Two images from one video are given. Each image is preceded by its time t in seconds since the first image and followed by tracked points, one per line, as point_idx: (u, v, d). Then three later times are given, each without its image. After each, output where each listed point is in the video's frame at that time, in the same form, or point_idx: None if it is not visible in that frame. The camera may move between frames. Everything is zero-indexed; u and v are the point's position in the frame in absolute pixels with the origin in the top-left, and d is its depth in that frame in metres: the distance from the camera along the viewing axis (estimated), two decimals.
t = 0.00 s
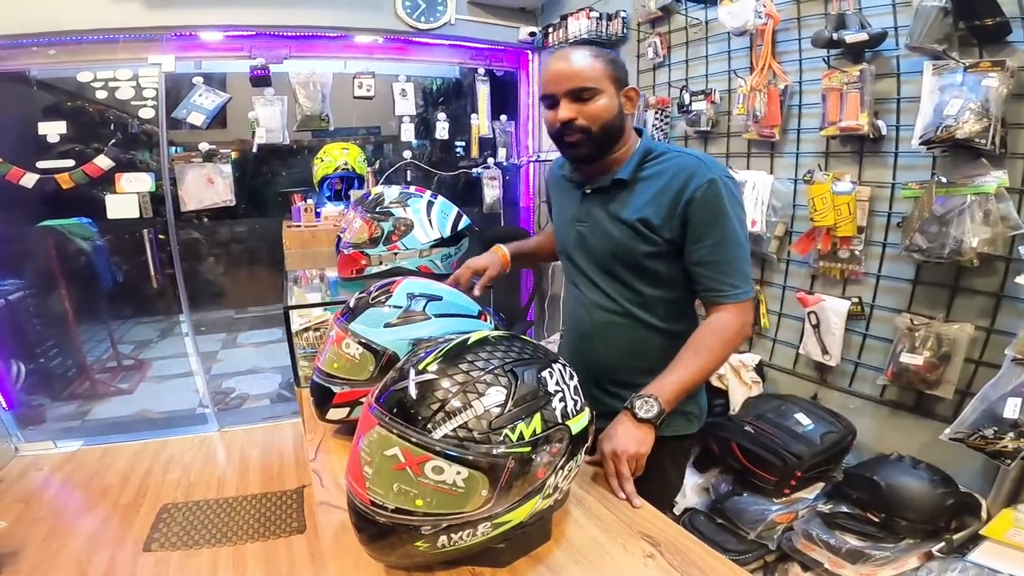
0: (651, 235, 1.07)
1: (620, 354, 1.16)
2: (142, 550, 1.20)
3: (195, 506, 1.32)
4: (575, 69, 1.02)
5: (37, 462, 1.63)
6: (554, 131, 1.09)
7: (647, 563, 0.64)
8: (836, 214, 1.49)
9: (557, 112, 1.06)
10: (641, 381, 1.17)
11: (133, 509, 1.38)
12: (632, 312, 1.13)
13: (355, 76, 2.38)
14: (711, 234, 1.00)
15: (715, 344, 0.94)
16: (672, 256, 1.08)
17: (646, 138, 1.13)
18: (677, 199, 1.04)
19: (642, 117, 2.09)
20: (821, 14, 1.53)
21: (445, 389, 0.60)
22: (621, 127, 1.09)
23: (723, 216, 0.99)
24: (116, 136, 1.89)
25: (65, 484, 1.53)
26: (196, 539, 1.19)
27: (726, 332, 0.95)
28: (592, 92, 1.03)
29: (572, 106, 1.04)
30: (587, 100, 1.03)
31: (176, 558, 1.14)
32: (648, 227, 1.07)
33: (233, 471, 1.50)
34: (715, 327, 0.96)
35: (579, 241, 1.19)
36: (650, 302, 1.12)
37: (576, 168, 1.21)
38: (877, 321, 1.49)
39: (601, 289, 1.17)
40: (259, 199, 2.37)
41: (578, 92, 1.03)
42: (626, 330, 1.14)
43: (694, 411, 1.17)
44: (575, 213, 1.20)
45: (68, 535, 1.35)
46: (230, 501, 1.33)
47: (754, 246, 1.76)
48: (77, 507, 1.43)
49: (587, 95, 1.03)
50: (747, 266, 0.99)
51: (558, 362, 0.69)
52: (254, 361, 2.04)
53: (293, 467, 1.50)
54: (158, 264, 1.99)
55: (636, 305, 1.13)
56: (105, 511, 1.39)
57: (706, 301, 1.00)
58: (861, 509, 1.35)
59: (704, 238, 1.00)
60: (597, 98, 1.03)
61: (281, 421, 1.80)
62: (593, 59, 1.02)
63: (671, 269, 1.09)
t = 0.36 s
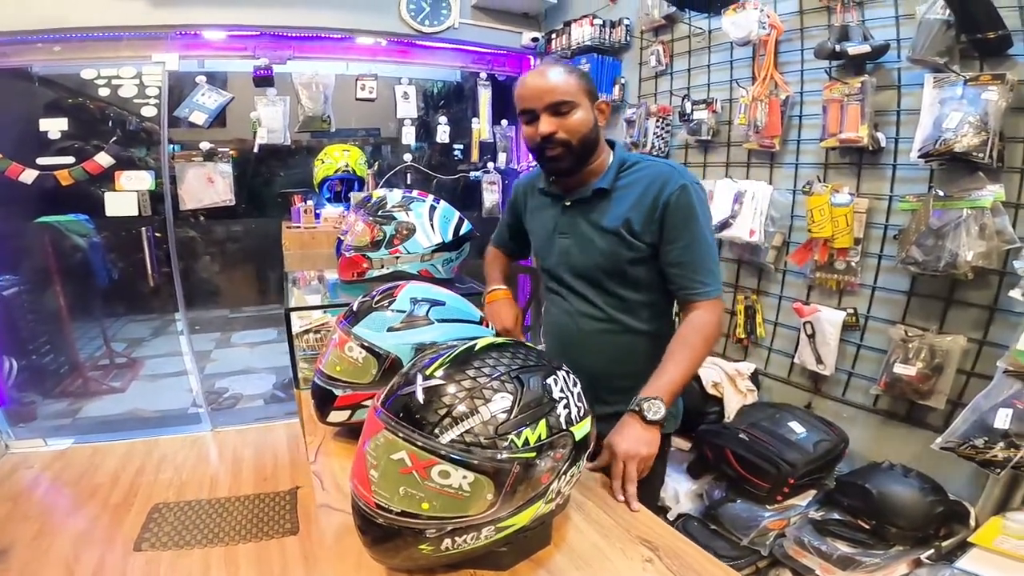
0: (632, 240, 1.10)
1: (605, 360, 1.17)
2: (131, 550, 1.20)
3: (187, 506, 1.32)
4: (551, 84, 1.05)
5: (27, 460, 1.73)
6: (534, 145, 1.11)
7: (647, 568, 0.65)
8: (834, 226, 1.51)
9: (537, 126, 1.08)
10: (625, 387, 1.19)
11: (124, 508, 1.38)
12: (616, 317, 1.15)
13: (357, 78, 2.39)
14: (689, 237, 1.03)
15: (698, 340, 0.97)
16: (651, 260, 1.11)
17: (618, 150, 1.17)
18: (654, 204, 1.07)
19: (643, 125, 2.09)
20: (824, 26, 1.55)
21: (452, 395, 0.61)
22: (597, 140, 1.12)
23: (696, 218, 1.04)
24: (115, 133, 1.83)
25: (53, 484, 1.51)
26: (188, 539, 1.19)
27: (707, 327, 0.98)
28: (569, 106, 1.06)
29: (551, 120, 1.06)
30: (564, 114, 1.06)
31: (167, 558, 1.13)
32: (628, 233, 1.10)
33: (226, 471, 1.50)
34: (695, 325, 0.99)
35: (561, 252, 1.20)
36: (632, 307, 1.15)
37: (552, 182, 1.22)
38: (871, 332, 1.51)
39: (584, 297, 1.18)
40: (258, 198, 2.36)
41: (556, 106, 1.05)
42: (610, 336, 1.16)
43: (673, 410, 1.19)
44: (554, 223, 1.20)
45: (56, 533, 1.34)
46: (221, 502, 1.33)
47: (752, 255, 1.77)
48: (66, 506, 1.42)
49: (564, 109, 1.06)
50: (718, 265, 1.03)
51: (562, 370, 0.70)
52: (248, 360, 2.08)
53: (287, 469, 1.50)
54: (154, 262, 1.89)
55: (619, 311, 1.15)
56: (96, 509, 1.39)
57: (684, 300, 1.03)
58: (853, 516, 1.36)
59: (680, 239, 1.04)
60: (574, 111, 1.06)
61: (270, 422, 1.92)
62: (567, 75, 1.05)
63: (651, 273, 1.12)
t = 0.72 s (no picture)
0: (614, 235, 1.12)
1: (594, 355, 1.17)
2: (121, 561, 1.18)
3: (175, 517, 1.29)
4: (522, 91, 1.08)
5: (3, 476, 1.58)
6: (510, 152, 1.14)
7: (657, 558, 0.67)
8: (810, 221, 1.55)
9: (513, 133, 1.11)
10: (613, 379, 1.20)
11: (110, 520, 1.31)
12: (603, 311, 1.17)
13: (334, 81, 2.36)
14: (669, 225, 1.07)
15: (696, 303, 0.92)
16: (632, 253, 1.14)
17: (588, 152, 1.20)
18: (632, 197, 1.10)
19: (623, 125, 2.11)
20: (796, 26, 1.60)
21: (466, 397, 0.61)
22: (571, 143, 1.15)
23: (671, 206, 1.08)
24: (81, 140, 1.76)
25: (33, 496, 1.44)
26: (180, 550, 1.18)
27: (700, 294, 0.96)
28: (542, 111, 1.10)
29: (528, 125, 1.09)
30: (539, 118, 1.09)
31: (159, 569, 1.13)
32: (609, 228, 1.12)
33: (213, 482, 1.44)
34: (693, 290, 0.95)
35: (543, 254, 1.20)
36: (617, 300, 1.17)
37: (526, 186, 1.22)
38: (848, 323, 1.56)
39: (570, 295, 1.19)
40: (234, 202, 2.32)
41: (529, 112, 1.09)
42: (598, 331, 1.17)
43: (656, 400, 1.21)
44: (534, 226, 1.21)
45: (42, 545, 1.29)
46: (212, 512, 1.30)
47: (732, 251, 1.81)
48: (48, 520, 1.35)
49: (537, 114, 1.09)
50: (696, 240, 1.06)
51: (569, 368, 0.71)
52: (225, 370, 1.97)
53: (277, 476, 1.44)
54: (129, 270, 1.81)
55: (606, 305, 1.17)
56: (82, 522, 1.32)
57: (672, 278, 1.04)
58: (842, 503, 1.40)
59: (659, 224, 1.07)
60: (547, 115, 1.10)
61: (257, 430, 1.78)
62: (537, 81, 1.09)
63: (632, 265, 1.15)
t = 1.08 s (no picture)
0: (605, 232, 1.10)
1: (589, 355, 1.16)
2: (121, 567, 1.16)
3: (175, 523, 1.27)
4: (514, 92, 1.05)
5: None
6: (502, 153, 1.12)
7: (666, 552, 0.67)
8: (799, 217, 1.58)
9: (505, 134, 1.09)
10: (607, 379, 1.18)
11: (107, 530, 1.27)
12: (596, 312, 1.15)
13: (321, 82, 2.35)
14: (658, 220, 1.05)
15: (649, 210, 0.81)
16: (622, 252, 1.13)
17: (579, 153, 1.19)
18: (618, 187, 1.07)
19: (613, 123, 2.12)
20: (782, 25, 1.62)
21: (477, 399, 0.62)
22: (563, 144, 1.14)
23: (647, 181, 1.01)
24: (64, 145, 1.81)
25: (24, 507, 1.36)
26: (178, 557, 1.17)
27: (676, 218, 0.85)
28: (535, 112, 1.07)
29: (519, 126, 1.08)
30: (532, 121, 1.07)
31: None
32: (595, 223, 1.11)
33: (209, 486, 1.43)
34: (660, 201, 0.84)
35: (534, 255, 1.20)
36: (610, 301, 1.15)
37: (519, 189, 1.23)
38: (838, 317, 1.58)
39: (562, 295, 1.17)
40: (224, 209, 2.37)
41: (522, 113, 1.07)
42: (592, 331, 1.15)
43: (652, 397, 1.23)
44: (527, 229, 1.21)
45: (40, 554, 1.23)
46: (209, 518, 1.29)
47: (723, 247, 1.83)
48: (42, 530, 1.29)
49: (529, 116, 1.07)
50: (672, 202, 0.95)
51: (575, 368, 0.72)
52: (216, 375, 1.90)
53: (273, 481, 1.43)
54: (113, 273, 1.77)
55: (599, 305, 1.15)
56: (78, 530, 1.28)
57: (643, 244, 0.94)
58: (838, 495, 1.41)
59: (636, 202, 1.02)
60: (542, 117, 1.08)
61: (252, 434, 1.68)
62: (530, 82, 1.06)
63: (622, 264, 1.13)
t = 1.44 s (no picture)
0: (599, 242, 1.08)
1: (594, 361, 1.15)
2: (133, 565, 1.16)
3: (186, 522, 1.27)
4: (520, 91, 1.09)
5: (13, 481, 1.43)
6: (508, 152, 1.15)
7: (670, 559, 0.66)
8: (816, 220, 1.55)
9: (510, 132, 1.12)
10: (611, 387, 1.17)
11: (120, 528, 1.27)
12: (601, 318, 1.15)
13: (336, 84, 2.36)
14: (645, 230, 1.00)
15: (605, 310, 0.78)
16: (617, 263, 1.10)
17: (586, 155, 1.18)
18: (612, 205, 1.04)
19: (626, 125, 2.11)
20: (798, 24, 1.60)
21: (478, 402, 0.61)
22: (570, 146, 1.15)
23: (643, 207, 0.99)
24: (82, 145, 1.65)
25: (43, 503, 1.36)
26: (191, 554, 1.17)
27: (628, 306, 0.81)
28: (539, 111, 1.10)
29: (524, 124, 1.10)
30: (535, 119, 1.10)
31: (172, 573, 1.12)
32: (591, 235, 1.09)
33: (222, 487, 1.41)
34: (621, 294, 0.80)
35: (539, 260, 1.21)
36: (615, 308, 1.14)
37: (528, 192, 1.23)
38: (856, 321, 1.55)
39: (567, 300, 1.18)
40: (241, 210, 2.41)
41: (526, 112, 1.09)
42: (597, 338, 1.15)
43: (662, 404, 1.23)
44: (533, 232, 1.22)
45: (56, 551, 1.22)
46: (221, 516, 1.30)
47: (738, 250, 1.81)
48: (60, 526, 1.29)
49: (534, 115, 1.10)
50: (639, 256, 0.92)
51: (579, 371, 0.71)
52: (232, 374, 1.88)
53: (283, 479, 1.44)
54: (133, 274, 1.65)
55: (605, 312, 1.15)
56: (92, 528, 1.27)
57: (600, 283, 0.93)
58: (853, 502, 1.38)
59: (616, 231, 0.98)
60: (545, 116, 1.10)
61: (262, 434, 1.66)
62: (536, 83, 1.09)
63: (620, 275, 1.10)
